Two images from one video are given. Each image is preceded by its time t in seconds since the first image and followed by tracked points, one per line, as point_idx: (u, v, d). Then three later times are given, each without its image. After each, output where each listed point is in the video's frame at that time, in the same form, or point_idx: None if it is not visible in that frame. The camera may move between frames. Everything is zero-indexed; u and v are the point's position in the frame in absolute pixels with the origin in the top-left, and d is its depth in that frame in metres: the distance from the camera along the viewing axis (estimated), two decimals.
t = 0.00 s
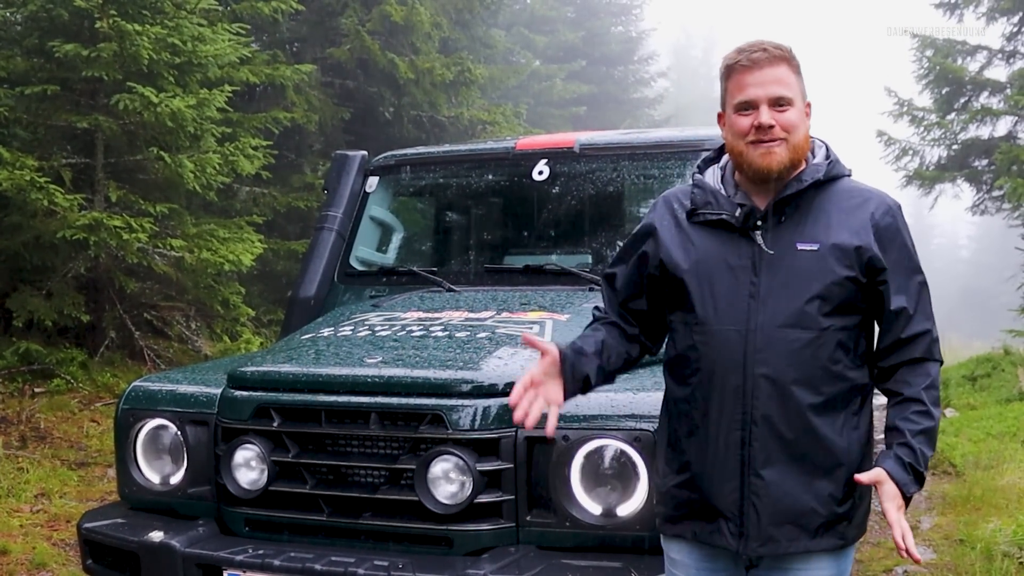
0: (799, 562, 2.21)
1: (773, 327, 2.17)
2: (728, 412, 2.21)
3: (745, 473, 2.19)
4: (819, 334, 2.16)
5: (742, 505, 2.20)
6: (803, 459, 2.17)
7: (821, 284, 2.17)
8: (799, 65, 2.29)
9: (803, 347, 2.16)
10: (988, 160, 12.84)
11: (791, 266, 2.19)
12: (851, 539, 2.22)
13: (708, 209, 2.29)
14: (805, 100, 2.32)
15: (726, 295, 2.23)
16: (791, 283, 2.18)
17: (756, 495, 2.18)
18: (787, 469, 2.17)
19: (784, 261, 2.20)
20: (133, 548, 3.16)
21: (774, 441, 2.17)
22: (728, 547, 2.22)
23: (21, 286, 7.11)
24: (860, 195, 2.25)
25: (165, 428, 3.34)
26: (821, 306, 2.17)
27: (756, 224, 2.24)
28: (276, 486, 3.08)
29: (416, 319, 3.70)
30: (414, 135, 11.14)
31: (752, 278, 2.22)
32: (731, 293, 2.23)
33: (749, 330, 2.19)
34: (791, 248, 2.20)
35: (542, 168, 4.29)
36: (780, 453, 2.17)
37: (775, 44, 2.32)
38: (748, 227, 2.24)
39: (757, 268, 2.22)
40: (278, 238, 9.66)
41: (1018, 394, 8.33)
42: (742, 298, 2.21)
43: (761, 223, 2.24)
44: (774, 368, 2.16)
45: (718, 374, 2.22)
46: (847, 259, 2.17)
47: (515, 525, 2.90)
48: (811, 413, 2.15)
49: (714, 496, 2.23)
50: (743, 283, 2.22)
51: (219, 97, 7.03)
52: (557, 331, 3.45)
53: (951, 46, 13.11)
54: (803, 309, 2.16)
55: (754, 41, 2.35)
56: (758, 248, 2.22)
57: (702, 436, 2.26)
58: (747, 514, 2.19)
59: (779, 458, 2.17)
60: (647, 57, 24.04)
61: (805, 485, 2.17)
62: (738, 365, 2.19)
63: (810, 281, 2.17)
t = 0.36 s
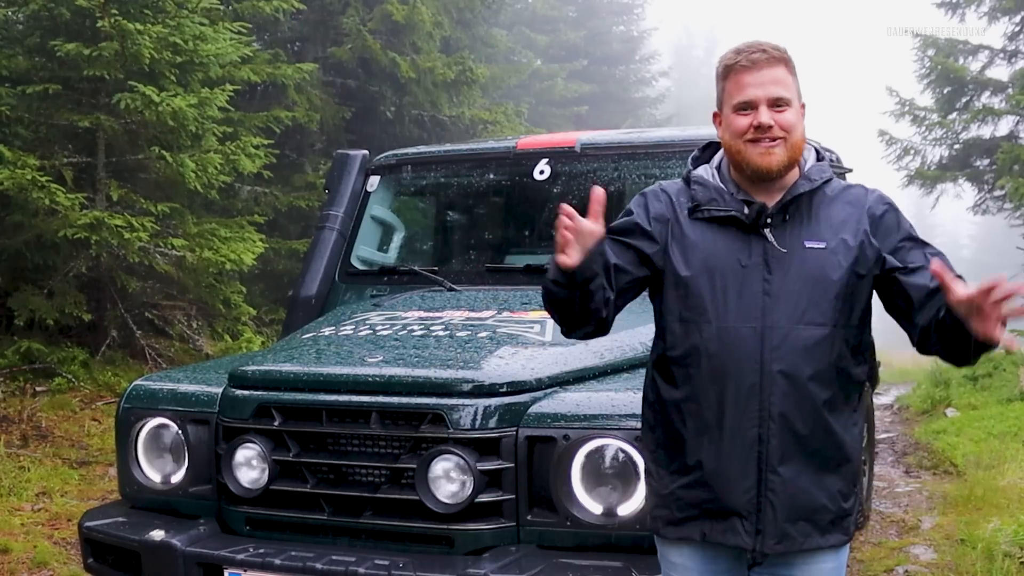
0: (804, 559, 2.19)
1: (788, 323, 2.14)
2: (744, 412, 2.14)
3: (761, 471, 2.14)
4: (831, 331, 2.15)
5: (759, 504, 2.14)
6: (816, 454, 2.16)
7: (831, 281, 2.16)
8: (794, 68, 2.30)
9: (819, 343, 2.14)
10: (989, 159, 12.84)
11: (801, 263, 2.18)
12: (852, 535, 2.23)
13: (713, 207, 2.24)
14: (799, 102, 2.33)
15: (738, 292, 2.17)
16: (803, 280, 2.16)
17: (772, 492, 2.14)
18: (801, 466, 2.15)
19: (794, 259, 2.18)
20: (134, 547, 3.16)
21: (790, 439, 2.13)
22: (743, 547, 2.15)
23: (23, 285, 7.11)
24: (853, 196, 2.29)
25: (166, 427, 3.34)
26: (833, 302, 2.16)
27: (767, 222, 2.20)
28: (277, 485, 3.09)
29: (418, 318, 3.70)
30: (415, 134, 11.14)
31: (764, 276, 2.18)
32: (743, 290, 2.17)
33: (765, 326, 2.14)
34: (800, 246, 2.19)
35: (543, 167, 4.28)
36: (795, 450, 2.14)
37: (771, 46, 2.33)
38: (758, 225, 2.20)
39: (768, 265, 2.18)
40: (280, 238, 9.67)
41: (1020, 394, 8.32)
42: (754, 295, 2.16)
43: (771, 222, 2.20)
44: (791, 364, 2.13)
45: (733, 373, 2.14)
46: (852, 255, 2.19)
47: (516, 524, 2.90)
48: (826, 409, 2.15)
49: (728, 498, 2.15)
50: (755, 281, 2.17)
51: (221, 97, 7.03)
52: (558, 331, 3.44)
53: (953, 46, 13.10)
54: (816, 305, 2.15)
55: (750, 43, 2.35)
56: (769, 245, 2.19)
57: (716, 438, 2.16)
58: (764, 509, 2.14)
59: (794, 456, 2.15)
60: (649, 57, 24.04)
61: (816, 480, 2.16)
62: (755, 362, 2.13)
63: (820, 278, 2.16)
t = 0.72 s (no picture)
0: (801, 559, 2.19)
1: (786, 327, 2.13)
2: (742, 417, 2.14)
3: (761, 474, 2.14)
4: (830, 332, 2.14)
5: (760, 506, 2.14)
6: (816, 455, 2.16)
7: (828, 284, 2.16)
8: (793, 71, 2.29)
9: (818, 346, 2.13)
10: (990, 159, 12.84)
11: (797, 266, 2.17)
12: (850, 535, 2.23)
13: (707, 212, 2.23)
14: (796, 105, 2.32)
15: (735, 296, 2.16)
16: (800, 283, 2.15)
17: (773, 494, 2.14)
18: (801, 466, 2.15)
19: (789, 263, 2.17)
20: (135, 546, 3.16)
21: (789, 440, 2.14)
22: (744, 549, 2.15)
23: (24, 285, 7.11)
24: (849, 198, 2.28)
25: (167, 426, 3.34)
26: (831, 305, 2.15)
27: (761, 228, 2.19)
28: (278, 484, 3.09)
29: (418, 318, 3.70)
30: (416, 134, 11.14)
31: (761, 280, 2.16)
32: (740, 295, 2.16)
33: (762, 331, 2.13)
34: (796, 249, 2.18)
35: (544, 167, 4.28)
36: (794, 452, 2.14)
37: (769, 50, 2.32)
38: (753, 230, 2.19)
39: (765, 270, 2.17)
40: (281, 237, 9.67)
41: (1021, 394, 8.32)
42: (752, 300, 2.15)
43: (765, 227, 2.20)
44: (789, 367, 2.12)
45: (731, 378, 2.14)
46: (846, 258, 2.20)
47: (517, 524, 2.90)
48: (827, 409, 2.15)
49: (727, 501, 2.15)
50: (751, 285, 2.16)
51: (221, 96, 7.03)
52: (559, 330, 3.44)
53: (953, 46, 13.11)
54: (814, 308, 2.13)
55: (747, 46, 2.33)
56: (765, 249, 2.18)
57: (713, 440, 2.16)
58: (764, 512, 2.14)
59: (794, 457, 2.15)
60: (649, 56, 24.05)
61: (816, 480, 2.16)
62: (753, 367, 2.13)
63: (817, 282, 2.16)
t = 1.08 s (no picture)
0: (788, 561, 2.18)
1: (746, 327, 2.16)
2: (703, 415, 2.18)
3: (723, 472, 2.16)
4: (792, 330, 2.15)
5: (722, 505, 2.16)
6: (781, 455, 2.14)
7: (792, 283, 2.16)
8: (765, 69, 2.31)
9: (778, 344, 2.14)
10: (990, 159, 12.83)
11: (762, 267, 2.19)
12: (836, 537, 2.20)
13: (678, 217, 2.28)
14: (771, 102, 2.34)
15: (698, 297, 2.21)
16: (762, 283, 2.18)
17: (736, 493, 2.15)
18: (767, 466, 2.14)
19: (753, 263, 2.20)
20: (136, 546, 3.16)
21: (752, 440, 2.14)
22: (710, 548, 2.18)
23: (24, 285, 7.11)
24: (827, 197, 2.26)
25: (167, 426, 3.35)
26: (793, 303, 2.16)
27: (725, 228, 2.24)
28: (278, 484, 3.08)
29: (418, 318, 3.70)
30: (416, 134, 11.14)
31: (722, 280, 2.20)
32: (703, 295, 2.21)
33: (722, 331, 2.17)
34: (760, 249, 2.20)
35: (544, 167, 4.29)
36: (758, 452, 2.14)
37: (741, 49, 2.34)
38: (716, 231, 2.24)
39: (728, 270, 2.21)
40: (281, 237, 9.66)
41: (1021, 394, 8.32)
42: (714, 300, 2.20)
43: (730, 227, 2.24)
44: (749, 367, 2.14)
45: (692, 377, 2.19)
46: (815, 256, 2.19)
47: (517, 524, 2.90)
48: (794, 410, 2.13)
49: (696, 499, 2.19)
50: (715, 286, 2.21)
51: (222, 96, 7.03)
52: (559, 330, 3.44)
53: (954, 46, 13.12)
54: (774, 308, 2.16)
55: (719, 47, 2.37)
56: (728, 250, 2.22)
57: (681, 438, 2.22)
58: (728, 512, 2.15)
59: (758, 457, 2.14)
60: (650, 56, 24.03)
61: (784, 481, 2.14)
62: (713, 366, 2.16)
63: (780, 282, 2.17)
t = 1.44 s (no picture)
0: (787, 561, 2.18)
1: (751, 322, 2.16)
2: (710, 412, 2.17)
3: (731, 467, 2.15)
4: (798, 324, 2.15)
5: (730, 501, 2.15)
6: (787, 448, 2.14)
7: (797, 277, 2.17)
8: (755, 74, 2.31)
9: (784, 338, 2.14)
10: (990, 159, 12.82)
11: (766, 263, 2.20)
12: (835, 537, 2.20)
13: (680, 221, 2.29)
14: (763, 108, 2.33)
15: (703, 293, 2.22)
16: (767, 279, 2.18)
17: (745, 490, 2.14)
18: (774, 461, 2.14)
19: (758, 259, 2.20)
20: (136, 546, 3.17)
21: (760, 435, 2.13)
22: (717, 545, 2.17)
23: (25, 285, 7.12)
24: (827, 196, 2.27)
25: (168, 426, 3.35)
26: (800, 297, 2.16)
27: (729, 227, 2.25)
28: (278, 484, 3.09)
29: (419, 318, 3.70)
30: (417, 134, 11.15)
31: (727, 276, 2.21)
32: (708, 292, 2.22)
33: (728, 325, 2.17)
34: (763, 246, 2.21)
35: (544, 167, 4.29)
36: (764, 447, 2.14)
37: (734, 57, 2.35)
38: (720, 230, 2.25)
39: (732, 267, 2.21)
40: (281, 237, 9.66)
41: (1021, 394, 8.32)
42: (719, 296, 2.20)
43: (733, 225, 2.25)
44: (755, 361, 2.14)
45: (698, 372, 2.18)
46: (819, 250, 2.19)
47: (516, 524, 2.90)
48: (801, 403, 2.14)
49: (701, 497, 2.18)
50: (719, 283, 2.21)
51: (222, 96, 7.03)
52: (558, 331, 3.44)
53: (954, 46, 13.12)
54: (780, 302, 2.16)
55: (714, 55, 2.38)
56: (732, 248, 2.23)
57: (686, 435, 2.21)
58: (735, 508, 2.15)
59: (765, 452, 2.14)
60: (650, 56, 24.04)
61: (789, 476, 2.15)
62: (720, 362, 2.16)
63: (786, 277, 2.17)
